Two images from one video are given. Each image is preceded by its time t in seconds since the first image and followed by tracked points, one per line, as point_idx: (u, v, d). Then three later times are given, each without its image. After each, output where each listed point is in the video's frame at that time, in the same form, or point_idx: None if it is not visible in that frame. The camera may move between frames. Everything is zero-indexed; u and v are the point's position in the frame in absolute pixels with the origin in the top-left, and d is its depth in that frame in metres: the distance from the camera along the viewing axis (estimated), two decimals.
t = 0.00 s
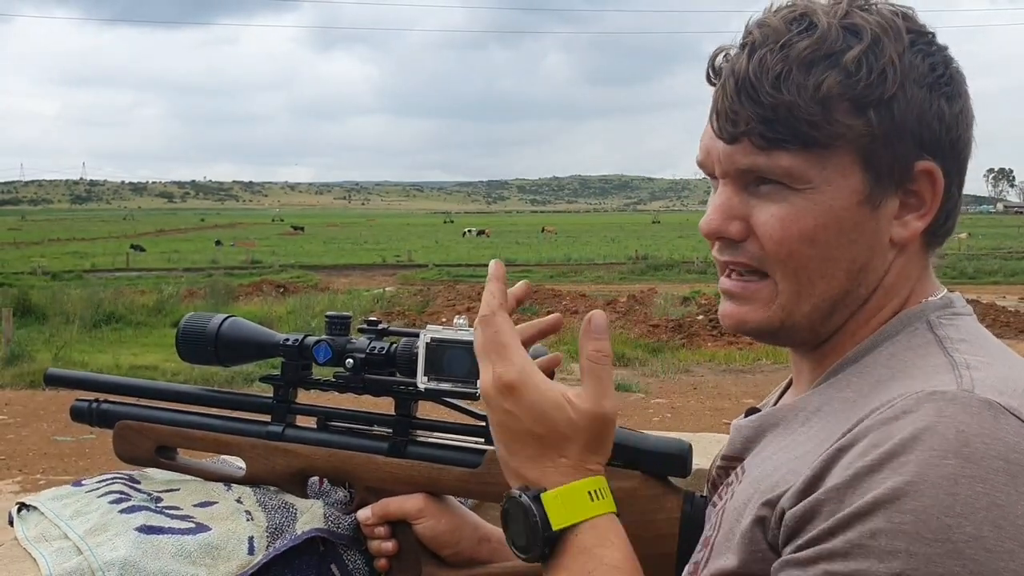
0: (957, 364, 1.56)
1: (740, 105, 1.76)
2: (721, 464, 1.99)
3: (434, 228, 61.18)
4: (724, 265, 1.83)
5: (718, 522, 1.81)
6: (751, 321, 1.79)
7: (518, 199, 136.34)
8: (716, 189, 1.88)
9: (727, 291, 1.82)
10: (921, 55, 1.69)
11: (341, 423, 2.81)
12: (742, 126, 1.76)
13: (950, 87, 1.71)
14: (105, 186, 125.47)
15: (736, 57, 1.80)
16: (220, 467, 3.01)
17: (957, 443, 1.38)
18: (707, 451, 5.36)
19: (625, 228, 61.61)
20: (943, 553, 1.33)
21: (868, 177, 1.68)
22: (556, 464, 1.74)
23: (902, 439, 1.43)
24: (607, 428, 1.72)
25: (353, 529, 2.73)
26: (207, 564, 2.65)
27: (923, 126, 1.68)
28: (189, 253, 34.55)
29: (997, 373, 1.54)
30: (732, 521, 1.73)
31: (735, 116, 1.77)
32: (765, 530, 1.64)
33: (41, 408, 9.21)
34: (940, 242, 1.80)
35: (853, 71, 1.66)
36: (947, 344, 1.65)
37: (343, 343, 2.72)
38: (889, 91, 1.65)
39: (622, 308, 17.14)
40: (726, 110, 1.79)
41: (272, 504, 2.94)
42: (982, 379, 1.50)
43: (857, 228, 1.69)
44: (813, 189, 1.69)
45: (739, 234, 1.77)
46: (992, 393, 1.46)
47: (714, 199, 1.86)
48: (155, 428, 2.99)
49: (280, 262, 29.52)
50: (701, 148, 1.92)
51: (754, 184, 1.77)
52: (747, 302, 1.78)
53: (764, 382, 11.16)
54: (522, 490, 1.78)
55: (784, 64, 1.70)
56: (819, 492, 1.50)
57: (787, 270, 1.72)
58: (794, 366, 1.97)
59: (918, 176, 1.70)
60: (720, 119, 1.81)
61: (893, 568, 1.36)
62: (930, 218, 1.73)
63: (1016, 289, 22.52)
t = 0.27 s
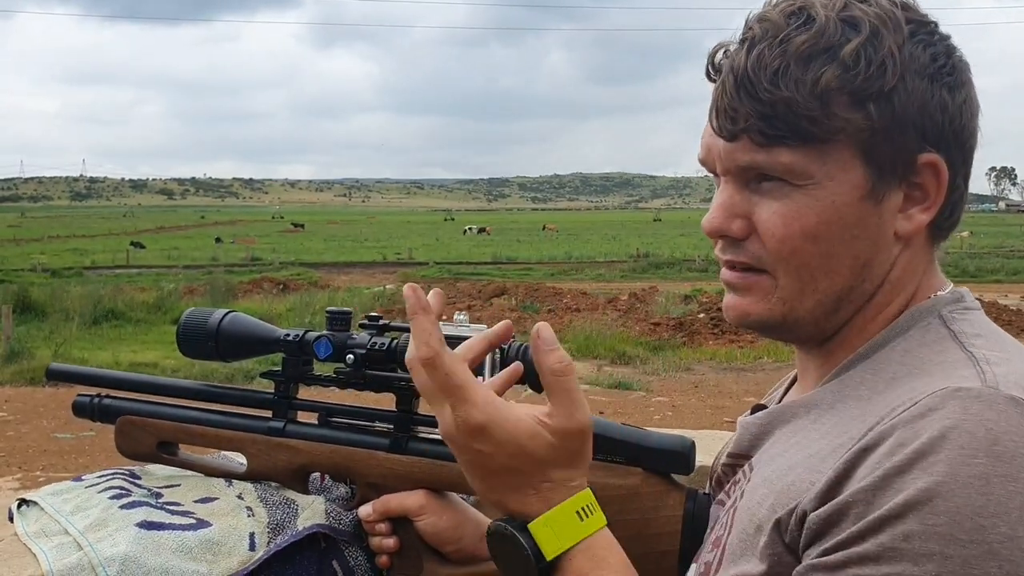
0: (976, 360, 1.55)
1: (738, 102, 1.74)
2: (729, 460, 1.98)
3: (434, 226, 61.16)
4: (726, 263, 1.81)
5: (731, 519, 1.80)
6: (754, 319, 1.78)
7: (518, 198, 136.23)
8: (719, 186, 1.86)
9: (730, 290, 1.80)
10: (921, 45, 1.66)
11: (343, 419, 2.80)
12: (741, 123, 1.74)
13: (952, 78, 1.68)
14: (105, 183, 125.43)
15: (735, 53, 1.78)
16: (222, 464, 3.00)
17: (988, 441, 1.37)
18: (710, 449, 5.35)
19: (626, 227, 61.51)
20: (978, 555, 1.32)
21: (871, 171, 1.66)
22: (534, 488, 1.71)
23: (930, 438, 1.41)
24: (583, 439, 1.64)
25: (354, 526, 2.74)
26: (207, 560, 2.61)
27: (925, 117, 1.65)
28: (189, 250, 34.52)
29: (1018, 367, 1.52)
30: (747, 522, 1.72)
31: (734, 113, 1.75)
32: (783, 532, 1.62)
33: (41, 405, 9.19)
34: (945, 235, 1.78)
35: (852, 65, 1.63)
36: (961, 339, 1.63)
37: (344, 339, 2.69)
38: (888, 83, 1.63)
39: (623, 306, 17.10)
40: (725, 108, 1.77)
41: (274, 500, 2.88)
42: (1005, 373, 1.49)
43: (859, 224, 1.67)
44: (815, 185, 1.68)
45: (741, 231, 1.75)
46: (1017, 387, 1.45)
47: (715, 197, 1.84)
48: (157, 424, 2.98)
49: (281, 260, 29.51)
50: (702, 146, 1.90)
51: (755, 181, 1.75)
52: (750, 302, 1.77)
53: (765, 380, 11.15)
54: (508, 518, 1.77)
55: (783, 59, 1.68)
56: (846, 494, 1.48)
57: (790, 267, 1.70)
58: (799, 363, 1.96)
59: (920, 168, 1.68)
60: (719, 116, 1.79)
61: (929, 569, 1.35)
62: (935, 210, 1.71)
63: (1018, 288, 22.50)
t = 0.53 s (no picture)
0: (984, 365, 1.55)
1: (737, 110, 1.74)
2: (732, 463, 1.98)
3: (435, 224, 61.18)
4: (729, 269, 1.82)
5: (735, 523, 1.80)
6: (759, 326, 1.78)
7: (519, 196, 136.18)
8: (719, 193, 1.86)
9: (734, 297, 1.81)
10: (920, 47, 1.66)
11: (346, 420, 2.80)
12: (740, 131, 1.74)
13: (952, 78, 1.68)
14: (106, 181, 125.49)
15: (732, 61, 1.78)
16: (225, 464, 3.01)
17: (996, 445, 1.37)
18: (711, 450, 5.35)
19: (627, 225, 61.49)
20: (987, 559, 1.33)
21: (872, 176, 1.66)
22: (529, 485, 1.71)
23: (938, 442, 1.42)
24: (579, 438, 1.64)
25: (357, 528, 2.74)
26: (211, 561, 2.62)
27: (924, 120, 1.65)
28: (190, 249, 34.53)
29: None
30: (750, 523, 1.72)
31: (732, 122, 1.75)
32: (786, 533, 1.62)
33: (42, 405, 9.19)
34: (948, 237, 1.78)
35: (850, 70, 1.63)
36: (967, 343, 1.64)
37: (347, 340, 2.70)
38: (887, 88, 1.63)
39: (624, 305, 17.10)
40: (723, 115, 1.77)
41: (277, 502, 2.89)
42: (1014, 378, 1.50)
43: (863, 229, 1.68)
44: (816, 191, 1.68)
45: (744, 238, 1.76)
46: None
47: (718, 203, 1.84)
48: (160, 425, 2.99)
49: (282, 259, 29.53)
50: (702, 153, 1.91)
51: (757, 187, 1.75)
52: (755, 308, 1.77)
53: (766, 381, 11.15)
54: (504, 515, 1.76)
55: (780, 66, 1.68)
56: (853, 496, 1.48)
57: (793, 273, 1.71)
58: (803, 367, 1.96)
59: (922, 171, 1.68)
60: (718, 124, 1.79)
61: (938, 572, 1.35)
62: (937, 213, 1.71)
63: (1019, 288, 22.50)
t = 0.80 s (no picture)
0: (972, 365, 1.51)
1: (734, 102, 1.70)
2: (726, 463, 1.94)
3: (436, 224, 61.16)
4: (724, 265, 1.77)
5: (725, 525, 1.76)
6: (754, 322, 1.74)
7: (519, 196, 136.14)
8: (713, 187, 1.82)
9: (728, 293, 1.76)
10: (918, 43, 1.63)
11: (341, 419, 2.78)
12: (737, 123, 1.70)
13: (950, 75, 1.65)
14: (107, 181, 125.51)
15: (729, 52, 1.74)
16: (219, 463, 2.97)
17: (981, 448, 1.34)
18: (711, 449, 5.31)
19: (628, 225, 61.45)
20: (971, 564, 1.30)
21: (869, 172, 1.62)
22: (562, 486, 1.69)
23: (922, 446, 1.38)
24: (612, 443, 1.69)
25: (352, 527, 2.71)
26: (204, 561, 2.59)
27: (923, 116, 1.62)
28: (190, 248, 34.54)
29: (1016, 372, 1.49)
30: (740, 526, 1.69)
31: (729, 113, 1.70)
32: (775, 538, 1.59)
33: (40, 404, 9.16)
34: (943, 234, 1.74)
35: (849, 63, 1.59)
36: (958, 343, 1.60)
37: (341, 338, 2.66)
38: (886, 82, 1.59)
39: (625, 304, 17.06)
40: (720, 107, 1.73)
41: (270, 500, 2.81)
42: (1000, 379, 1.45)
43: (858, 226, 1.64)
44: (812, 185, 1.64)
45: (738, 232, 1.72)
46: (1013, 394, 1.41)
47: (712, 197, 1.80)
48: (154, 423, 2.95)
49: (282, 257, 29.51)
50: (696, 145, 1.86)
51: (752, 181, 1.71)
52: (748, 305, 1.73)
53: (767, 380, 11.11)
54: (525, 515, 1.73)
55: (779, 58, 1.64)
56: (839, 502, 1.45)
57: (787, 269, 1.67)
58: (797, 365, 1.92)
59: (919, 168, 1.64)
60: (714, 116, 1.74)
61: None
62: (934, 211, 1.67)
63: (1021, 287, 22.44)
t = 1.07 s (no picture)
0: (974, 364, 1.50)
1: (736, 101, 1.68)
2: (725, 462, 1.93)
3: (436, 224, 61.17)
4: (724, 264, 1.76)
5: (725, 524, 1.75)
6: (755, 321, 1.72)
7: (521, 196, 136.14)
8: (714, 188, 1.81)
9: (728, 293, 1.75)
10: (919, 43, 1.62)
11: (339, 419, 2.77)
12: (739, 123, 1.68)
13: (950, 75, 1.64)
14: (107, 181, 125.42)
15: (730, 52, 1.72)
16: (218, 463, 2.97)
17: (982, 445, 1.33)
18: (711, 449, 5.30)
19: (629, 225, 61.44)
20: (969, 558, 1.29)
21: (870, 171, 1.62)
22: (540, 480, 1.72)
23: (924, 440, 1.37)
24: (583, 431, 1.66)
25: (350, 527, 2.70)
26: (203, 561, 2.58)
27: (924, 116, 1.61)
28: (191, 248, 34.56)
29: (1017, 372, 1.48)
30: (739, 523, 1.68)
31: (731, 113, 1.69)
32: (774, 534, 1.58)
33: (40, 404, 9.15)
34: (944, 235, 1.73)
35: (851, 63, 1.59)
36: (958, 343, 1.59)
37: (340, 338, 2.65)
38: (887, 82, 1.59)
39: (626, 304, 17.05)
40: (721, 107, 1.71)
41: (269, 500, 2.80)
42: (1004, 378, 1.44)
43: (860, 225, 1.63)
44: (814, 185, 1.63)
45: (740, 233, 1.71)
46: (1015, 392, 1.40)
47: (713, 197, 1.79)
48: (153, 423, 2.94)
49: (283, 257, 29.52)
50: (697, 144, 1.85)
51: (753, 181, 1.70)
52: (750, 305, 1.71)
53: (768, 380, 11.10)
54: (511, 506, 1.76)
55: (780, 59, 1.63)
56: (839, 495, 1.44)
57: (789, 268, 1.66)
58: (796, 364, 1.91)
59: (920, 168, 1.64)
60: (716, 117, 1.73)
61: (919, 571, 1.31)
62: (935, 210, 1.67)
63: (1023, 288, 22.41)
